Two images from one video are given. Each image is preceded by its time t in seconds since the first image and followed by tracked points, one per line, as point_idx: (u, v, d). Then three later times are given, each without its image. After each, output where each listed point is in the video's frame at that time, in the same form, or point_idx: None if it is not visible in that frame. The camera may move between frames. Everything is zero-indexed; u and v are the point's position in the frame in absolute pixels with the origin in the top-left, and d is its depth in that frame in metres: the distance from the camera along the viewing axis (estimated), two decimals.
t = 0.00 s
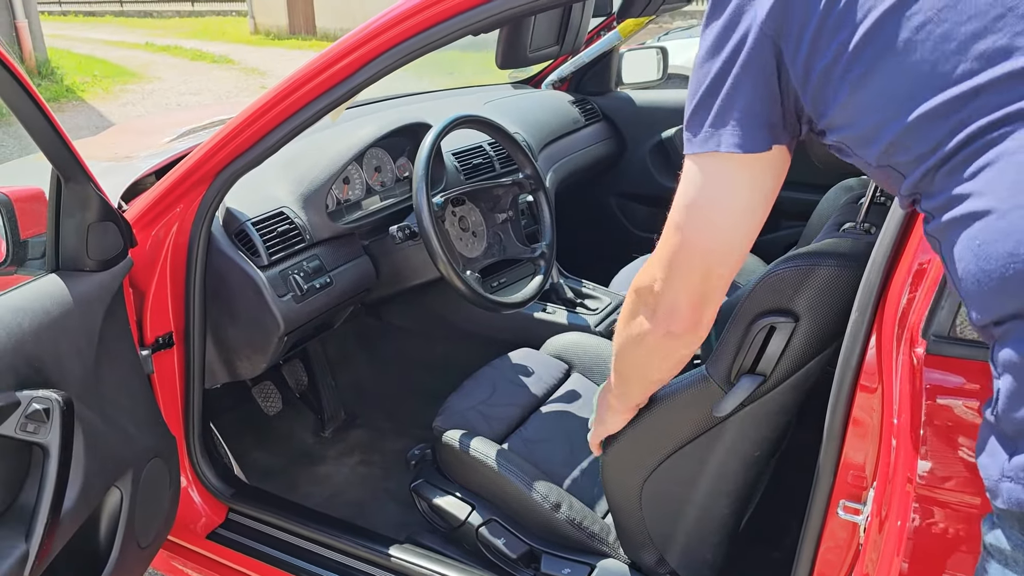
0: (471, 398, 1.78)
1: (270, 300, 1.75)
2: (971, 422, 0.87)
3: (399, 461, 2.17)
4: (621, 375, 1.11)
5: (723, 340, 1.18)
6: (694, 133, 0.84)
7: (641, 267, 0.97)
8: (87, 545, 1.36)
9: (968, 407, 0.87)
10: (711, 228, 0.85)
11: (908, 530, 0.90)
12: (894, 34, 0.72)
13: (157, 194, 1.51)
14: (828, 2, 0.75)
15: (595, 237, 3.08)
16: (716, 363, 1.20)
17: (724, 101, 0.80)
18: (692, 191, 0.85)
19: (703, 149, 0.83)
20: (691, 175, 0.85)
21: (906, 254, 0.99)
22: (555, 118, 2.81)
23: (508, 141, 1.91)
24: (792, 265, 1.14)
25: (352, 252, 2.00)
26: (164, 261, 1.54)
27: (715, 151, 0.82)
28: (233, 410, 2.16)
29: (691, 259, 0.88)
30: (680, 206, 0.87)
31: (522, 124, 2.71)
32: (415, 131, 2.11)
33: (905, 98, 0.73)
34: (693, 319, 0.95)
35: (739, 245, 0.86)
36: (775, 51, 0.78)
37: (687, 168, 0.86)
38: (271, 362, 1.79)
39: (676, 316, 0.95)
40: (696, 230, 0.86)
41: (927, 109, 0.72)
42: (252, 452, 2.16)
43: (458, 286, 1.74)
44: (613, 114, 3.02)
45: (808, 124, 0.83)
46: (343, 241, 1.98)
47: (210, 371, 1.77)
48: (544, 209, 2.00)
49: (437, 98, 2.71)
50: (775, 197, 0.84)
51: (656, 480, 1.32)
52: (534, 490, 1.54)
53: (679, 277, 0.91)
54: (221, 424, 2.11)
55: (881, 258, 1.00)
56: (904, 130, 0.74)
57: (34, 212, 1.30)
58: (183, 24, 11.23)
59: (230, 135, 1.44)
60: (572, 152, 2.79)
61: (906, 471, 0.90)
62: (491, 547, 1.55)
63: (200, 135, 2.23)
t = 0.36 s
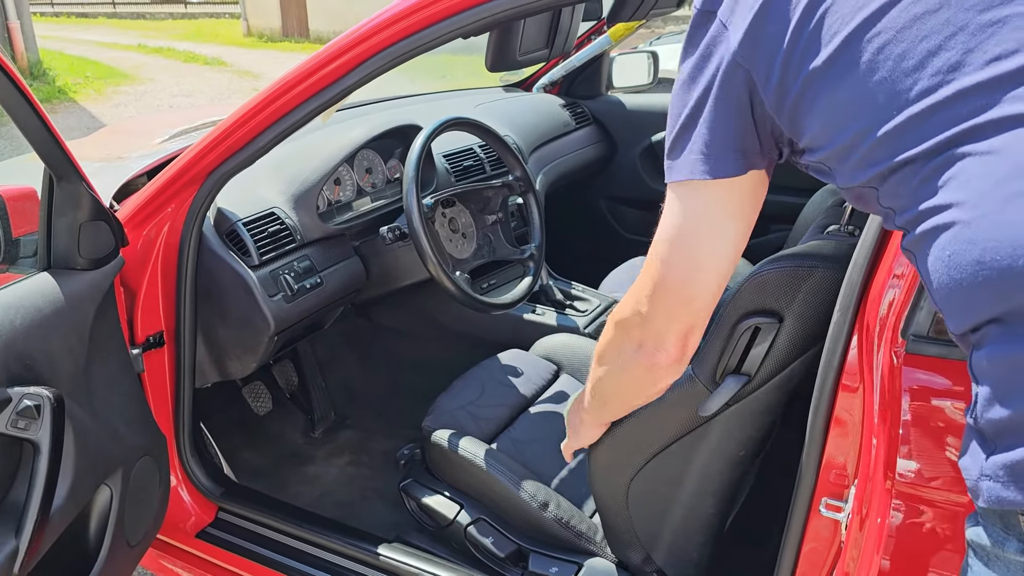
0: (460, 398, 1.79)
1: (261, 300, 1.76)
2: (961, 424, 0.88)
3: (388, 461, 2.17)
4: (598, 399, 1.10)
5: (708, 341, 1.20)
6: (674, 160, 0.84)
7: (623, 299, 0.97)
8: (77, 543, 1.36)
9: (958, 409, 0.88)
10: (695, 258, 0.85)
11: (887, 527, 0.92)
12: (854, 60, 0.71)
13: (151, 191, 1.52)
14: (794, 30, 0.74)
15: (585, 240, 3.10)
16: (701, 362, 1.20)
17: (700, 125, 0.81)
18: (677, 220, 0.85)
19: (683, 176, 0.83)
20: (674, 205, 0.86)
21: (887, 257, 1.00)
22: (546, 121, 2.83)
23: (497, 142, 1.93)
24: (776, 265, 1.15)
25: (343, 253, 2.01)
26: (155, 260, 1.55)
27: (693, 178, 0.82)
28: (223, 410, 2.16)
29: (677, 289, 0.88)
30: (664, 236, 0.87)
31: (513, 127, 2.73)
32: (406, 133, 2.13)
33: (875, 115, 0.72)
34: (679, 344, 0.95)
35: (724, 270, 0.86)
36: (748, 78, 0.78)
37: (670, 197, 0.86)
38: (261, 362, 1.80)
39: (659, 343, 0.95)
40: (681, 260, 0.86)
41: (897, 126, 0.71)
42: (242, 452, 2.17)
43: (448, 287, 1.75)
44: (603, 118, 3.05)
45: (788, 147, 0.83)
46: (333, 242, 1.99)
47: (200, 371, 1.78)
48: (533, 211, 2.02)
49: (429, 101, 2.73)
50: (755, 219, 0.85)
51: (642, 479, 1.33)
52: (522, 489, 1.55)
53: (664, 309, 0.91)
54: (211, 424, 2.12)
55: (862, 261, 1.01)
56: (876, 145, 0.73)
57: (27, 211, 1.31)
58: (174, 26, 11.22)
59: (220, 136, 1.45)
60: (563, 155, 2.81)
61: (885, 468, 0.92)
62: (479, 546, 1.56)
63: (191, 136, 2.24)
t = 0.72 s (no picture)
0: (450, 396, 1.81)
1: (252, 298, 1.76)
2: (949, 420, 0.90)
3: (380, 460, 2.18)
4: (587, 386, 1.14)
5: (696, 338, 1.21)
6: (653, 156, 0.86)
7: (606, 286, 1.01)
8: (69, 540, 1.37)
9: (946, 405, 0.91)
10: (664, 251, 0.89)
11: (869, 520, 0.94)
12: (833, 67, 0.73)
13: (143, 190, 1.52)
14: (774, 38, 0.76)
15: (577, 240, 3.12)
16: (689, 360, 1.22)
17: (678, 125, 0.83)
18: (648, 213, 0.89)
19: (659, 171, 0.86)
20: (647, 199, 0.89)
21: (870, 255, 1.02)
22: (537, 122, 2.85)
23: (488, 142, 1.94)
24: (762, 263, 1.17)
25: (334, 252, 2.02)
26: (147, 258, 1.55)
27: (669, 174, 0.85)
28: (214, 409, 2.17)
29: (649, 280, 0.92)
30: (639, 229, 0.91)
31: (504, 127, 2.74)
32: (397, 132, 2.14)
33: (856, 121, 0.73)
34: (655, 332, 0.99)
35: (694, 263, 0.90)
36: (725, 93, 0.79)
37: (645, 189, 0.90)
38: (252, 360, 1.81)
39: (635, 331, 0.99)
40: (652, 253, 0.90)
41: (880, 130, 0.73)
42: (233, 451, 2.17)
43: (439, 286, 1.76)
44: (594, 119, 3.07)
45: (764, 154, 0.85)
46: (324, 241, 2.00)
47: (191, 370, 1.78)
48: (524, 211, 2.03)
49: (421, 101, 2.74)
50: (726, 217, 0.88)
51: (631, 475, 1.34)
52: (512, 486, 1.57)
53: (639, 296, 0.95)
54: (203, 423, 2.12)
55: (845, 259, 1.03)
56: (860, 149, 0.74)
57: (18, 210, 1.31)
58: (165, 28, 11.21)
59: (211, 136, 1.46)
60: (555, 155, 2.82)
61: (867, 463, 0.94)
62: (469, 543, 1.57)
63: (183, 136, 2.24)
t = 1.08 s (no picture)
0: (445, 395, 1.81)
1: (247, 298, 1.77)
2: (941, 416, 0.90)
3: (374, 459, 2.18)
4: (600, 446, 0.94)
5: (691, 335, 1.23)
6: (672, 135, 0.75)
7: (629, 315, 0.83)
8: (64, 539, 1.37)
9: (938, 401, 0.90)
10: (717, 245, 0.73)
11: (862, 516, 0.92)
12: (939, 15, 0.64)
13: (138, 189, 1.52)
14: None
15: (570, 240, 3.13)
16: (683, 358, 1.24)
17: (711, 96, 0.71)
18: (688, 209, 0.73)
19: (680, 155, 0.73)
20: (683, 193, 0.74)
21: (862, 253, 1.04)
22: (530, 122, 2.85)
23: (482, 142, 1.95)
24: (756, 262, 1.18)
25: (329, 252, 2.03)
26: (142, 256, 1.56)
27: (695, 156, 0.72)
28: (209, 410, 2.17)
29: (691, 287, 0.75)
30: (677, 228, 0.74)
31: (497, 127, 2.75)
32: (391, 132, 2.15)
33: (932, 95, 0.66)
34: (698, 362, 0.79)
35: (747, 261, 0.74)
36: (773, 40, 0.69)
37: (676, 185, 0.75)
38: (247, 359, 1.80)
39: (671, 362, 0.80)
40: (700, 254, 0.73)
41: (969, 105, 0.65)
42: (228, 451, 2.17)
43: (434, 285, 1.77)
44: (586, 119, 3.08)
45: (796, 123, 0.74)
46: (319, 241, 2.01)
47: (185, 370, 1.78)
48: (518, 210, 2.04)
49: (414, 102, 2.74)
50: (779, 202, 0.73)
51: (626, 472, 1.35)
52: (507, 484, 1.57)
53: (683, 311, 0.76)
54: (197, 423, 2.12)
55: (838, 256, 1.05)
56: (934, 127, 0.67)
57: (12, 209, 1.31)
58: (156, 28, 11.16)
59: (207, 135, 1.45)
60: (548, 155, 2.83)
61: (861, 458, 0.91)
62: (465, 541, 1.57)
63: (176, 136, 2.24)
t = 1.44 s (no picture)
0: (439, 393, 1.82)
1: (241, 296, 1.77)
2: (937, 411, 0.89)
3: (369, 457, 2.18)
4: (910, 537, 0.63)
5: (685, 331, 1.24)
6: (826, 76, 0.65)
7: (873, 323, 0.62)
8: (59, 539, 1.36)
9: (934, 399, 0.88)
10: (999, 146, 0.54)
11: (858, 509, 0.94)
12: None
13: (131, 185, 1.51)
14: None
15: (564, 238, 3.14)
16: (678, 353, 1.25)
17: None
18: (926, 124, 0.56)
19: (837, 99, 0.63)
20: (907, 111, 0.57)
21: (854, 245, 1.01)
22: (524, 120, 2.86)
23: (475, 139, 1.95)
24: (749, 258, 1.19)
25: (323, 249, 2.03)
26: (135, 255, 1.55)
27: (852, 98, 0.62)
28: (203, 409, 2.17)
29: (977, 205, 0.54)
30: (922, 151, 0.56)
31: (490, 125, 2.75)
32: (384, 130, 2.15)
33: None
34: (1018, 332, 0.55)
35: None
36: None
37: (885, 115, 0.59)
38: (242, 358, 1.80)
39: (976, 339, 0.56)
40: (978, 172, 0.54)
41: None
42: (222, 450, 2.17)
43: (428, 283, 1.77)
44: (580, 116, 3.08)
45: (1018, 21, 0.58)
46: (313, 238, 2.01)
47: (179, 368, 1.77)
48: (511, 207, 2.04)
49: (407, 100, 2.74)
50: None
51: (621, 468, 1.36)
52: (502, 480, 1.58)
53: (984, 250, 0.54)
54: (191, 422, 2.12)
55: (833, 248, 1.03)
56: None
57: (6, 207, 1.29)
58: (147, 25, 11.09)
59: (199, 134, 1.45)
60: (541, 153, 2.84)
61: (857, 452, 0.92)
62: (460, 537, 1.57)
63: (169, 135, 2.23)
